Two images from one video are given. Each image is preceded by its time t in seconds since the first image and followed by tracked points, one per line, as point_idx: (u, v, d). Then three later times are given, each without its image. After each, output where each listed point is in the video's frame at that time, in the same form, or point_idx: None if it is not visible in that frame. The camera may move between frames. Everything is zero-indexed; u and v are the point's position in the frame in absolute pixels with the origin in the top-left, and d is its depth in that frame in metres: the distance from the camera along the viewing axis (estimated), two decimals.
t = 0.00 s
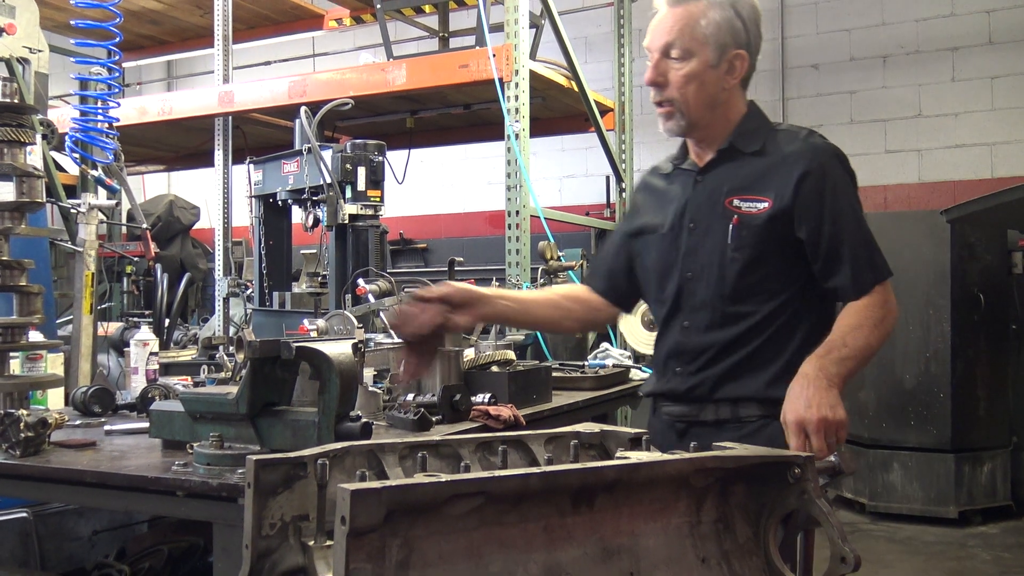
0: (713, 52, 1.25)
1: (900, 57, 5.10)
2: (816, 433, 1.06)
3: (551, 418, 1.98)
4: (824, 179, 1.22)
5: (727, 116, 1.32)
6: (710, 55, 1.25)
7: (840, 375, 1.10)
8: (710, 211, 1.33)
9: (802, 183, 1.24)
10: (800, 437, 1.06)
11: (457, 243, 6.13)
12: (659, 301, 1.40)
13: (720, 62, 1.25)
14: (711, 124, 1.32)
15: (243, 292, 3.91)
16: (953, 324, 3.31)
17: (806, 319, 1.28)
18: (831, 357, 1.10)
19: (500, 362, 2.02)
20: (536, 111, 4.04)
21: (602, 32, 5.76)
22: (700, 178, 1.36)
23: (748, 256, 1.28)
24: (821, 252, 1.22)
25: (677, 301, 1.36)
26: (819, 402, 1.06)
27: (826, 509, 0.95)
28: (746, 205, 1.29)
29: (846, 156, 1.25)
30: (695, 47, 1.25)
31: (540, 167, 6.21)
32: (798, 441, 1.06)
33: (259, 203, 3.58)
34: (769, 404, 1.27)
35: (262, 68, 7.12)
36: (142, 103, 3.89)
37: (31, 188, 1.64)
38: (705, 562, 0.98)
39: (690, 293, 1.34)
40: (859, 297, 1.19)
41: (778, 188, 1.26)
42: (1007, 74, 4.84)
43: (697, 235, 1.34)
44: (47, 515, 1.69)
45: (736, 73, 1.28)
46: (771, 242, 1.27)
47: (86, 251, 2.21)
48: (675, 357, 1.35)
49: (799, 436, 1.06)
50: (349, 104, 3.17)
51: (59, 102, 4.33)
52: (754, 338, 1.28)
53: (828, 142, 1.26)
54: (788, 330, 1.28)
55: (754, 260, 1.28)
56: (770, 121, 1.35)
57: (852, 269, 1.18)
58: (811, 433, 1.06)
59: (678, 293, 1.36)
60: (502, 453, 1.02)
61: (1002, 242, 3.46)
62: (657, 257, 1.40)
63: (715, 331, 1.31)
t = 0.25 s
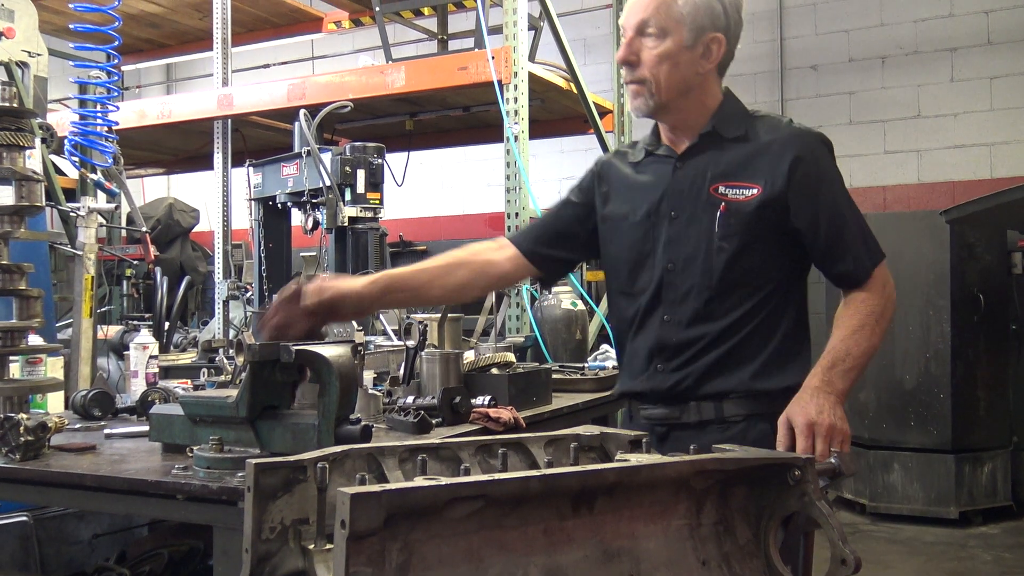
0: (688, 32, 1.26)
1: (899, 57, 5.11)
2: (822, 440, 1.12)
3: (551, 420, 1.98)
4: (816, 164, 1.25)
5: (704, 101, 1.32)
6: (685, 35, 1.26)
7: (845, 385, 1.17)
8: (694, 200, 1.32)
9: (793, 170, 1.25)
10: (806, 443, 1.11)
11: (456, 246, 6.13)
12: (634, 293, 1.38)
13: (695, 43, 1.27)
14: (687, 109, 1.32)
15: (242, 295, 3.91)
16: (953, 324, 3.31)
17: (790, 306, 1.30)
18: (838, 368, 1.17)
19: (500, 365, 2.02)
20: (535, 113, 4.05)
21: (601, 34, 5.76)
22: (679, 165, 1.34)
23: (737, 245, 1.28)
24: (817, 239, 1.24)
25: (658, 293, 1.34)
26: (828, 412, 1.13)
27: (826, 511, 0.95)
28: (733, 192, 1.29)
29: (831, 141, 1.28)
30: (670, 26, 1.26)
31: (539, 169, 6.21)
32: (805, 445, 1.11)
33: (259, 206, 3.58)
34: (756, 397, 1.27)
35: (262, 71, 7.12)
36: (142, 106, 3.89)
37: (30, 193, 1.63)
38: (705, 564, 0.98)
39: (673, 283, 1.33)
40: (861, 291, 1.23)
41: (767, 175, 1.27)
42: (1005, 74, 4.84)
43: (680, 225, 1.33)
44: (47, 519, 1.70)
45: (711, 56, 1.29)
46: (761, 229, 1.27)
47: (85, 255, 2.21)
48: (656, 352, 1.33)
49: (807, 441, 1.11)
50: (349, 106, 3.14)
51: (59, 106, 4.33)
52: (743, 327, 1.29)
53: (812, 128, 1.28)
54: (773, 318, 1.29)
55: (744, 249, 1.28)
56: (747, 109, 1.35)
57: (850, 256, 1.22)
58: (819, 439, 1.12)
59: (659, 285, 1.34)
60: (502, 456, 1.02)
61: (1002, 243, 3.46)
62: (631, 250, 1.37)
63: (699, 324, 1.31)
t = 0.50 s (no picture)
0: (674, 27, 1.26)
1: (898, 58, 5.11)
2: (822, 438, 1.14)
3: (551, 421, 1.98)
4: (814, 167, 1.26)
5: (692, 100, 1.31)
6: (671, 30, 1.26)
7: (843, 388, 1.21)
8: (687, 204, 1.30)
9: (792, 173, 1.25)
10: (805, 441, 1.14)
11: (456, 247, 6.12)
12: (623, 299, 1.35)
13: (681, 38, 1.27)
14: (675, 107, 1.31)
15: (242, 296, 3.90)
16: (953, 325, 3.31)
17: (783, 310, 1.31)
18: (836, 372, 1.21)
19: (500, 366, 2.01)
20: (535, 114, 4.05)
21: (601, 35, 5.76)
22: (671, 167, 1.32)
23: (734, 251, 1.27)
24: (817, 242, 1.26)
25: (651, 301, 1.31)
26: (827, 413, 1.16)
27: (826, 512, 0.95)
28: (728, 196, 1.28)
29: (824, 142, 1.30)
30: (656, 20, 1.26)
31: (539, 170, 6.21)
32: (803, 444, 1.14)
33: (258, 207, 3.58)
34: (758, 406, 1.27)
35: (261, 72, 7.13)
36: (142, 108, 3.89)
37: (30, 195, 1.63)
38: (705, 565, 0.97)
39: (667, 291, 1.30)
40: (861, 291, 1.27)
41: (765, 180, 1.26)
42: (1005, 75, 4.84)
43: (673, 230, 1.30)
44: (47, 521, 1.70)
45: (697, 53, 1.29)
46: (759, 234, 1.27)
47: (85, 256, 2.21)
48: (651, 362, 1.30)
49: (806, 439, 1.14)
50: (347, 108, 3.17)
51: (58, 108, 4.34)
52: (741, 333, 1.28)
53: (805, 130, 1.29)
54: (769, 323, 1.30)
55: (742, 255, 1.27)
56: (737, 109, 1.34)
57: (849, 259, 1.25)
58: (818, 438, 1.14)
59: (652, 292, 1.31)
60: (502, 457, 1.01)
61: (1001, 244, 3.46)
62: (622, 257, 1.34)
63: (696, 332, 1.29)
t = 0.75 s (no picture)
0: (661, 25, 1.25)
1: (898, 59, 5.11)
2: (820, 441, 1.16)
3: (551, 423, 1.98)
4: (801, 163, 1.25)
5: (678, 97, 1.31)
6: (658, 28, 1.24)
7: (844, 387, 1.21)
8: (672, 205, 1.31)
9: (778, 170, 1.25)
10: (802, 446, 1.16)
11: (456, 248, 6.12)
12: (609, 301, 1.35)
13: (668, 36, 1.25)
14: (661, 105, 1.30)
15: (242, 298, 3.90)
16: (952, 325, 3.32)
17: (776, 309, 1.30)
18: (834, 372, 1.21)
19: (500, 367, 2.01)
20: (534, 116, 4.05)
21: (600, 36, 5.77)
22: (656, 167, 1.32)
23: (717, 252, 1.27)
24: (808, 239, 1.25)
25: (638, 302, 1.32)
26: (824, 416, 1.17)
27: (826, 514, 0.95)
28: (713, 196, 1.28)
29: (812, 136, 1.29)
30: (642, 19, 1.24)
31: (538, 172, 6.21)
32: (800, 450, 1.16)
33: (258, 209, 3.57)
34: (752, 409, 1.26)
35: (261, 74, 7.13)
36: (142, 110, 3.90)
37: (30, 198, 1.63)
38: (706, 567, 0.97)
39: (653, 292, 1.31)
40: (863, 282, 1.26)
41: (750, 178, 1.26)
42: (1004, 76, 4.85)
43: (660, 230, 1.31)
44: (47, 523, 1.69)
45: (683, 49, 1.28)
46: (746, 232, 1.27)
47: (85, 259, 2.21)
48: (640, 365, 1.31)
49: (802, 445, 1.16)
50: (348, 111, 3.14)
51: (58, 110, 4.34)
52: (731, 333, 1.28)
53: (792, 125, 1.28)
54: (762, 323, 1.29)
55: (727, 254, 1.27)
56: (724, 105, 1.34)
57: (844, 254, 1.24)
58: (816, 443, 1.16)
59: (637, 294, 1.31)
60: (502, 460, 1.01)
61: (1001, 244, 3.46)
62: (609, 259, 1.35)
63: (684, 333, 1.29)
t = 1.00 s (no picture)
0: (674, 37, 1.23)
1: (897, 62, 5.11)
2: (818, 446, 1.16)
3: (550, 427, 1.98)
4: (805, 170, 1.25)
5: (685, 104, 1.31)
6: (672, 40, 1.23)
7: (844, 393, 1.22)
8: (673, 212, 1.31)
9: (780, 178, 1.25)
10: (800, 452, 1.16)
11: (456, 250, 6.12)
12: (608, 307, 1.35)
13: (680, 45, 1.25)
14: (670, 115, 1.30)
15: (241, 301, 3.90)
16: (952, 328, 3.32)
17: (773, 316, 1.31)
18: (834, 377, 1.22)
19: (499, 370, 2.01)
20: (534, 118, 4.05)
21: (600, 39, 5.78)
22: (656, 174, 1.33)
23: (719, 260, 1.27)
24: (812, 247, 1.25)
25: (636, 310, 1.32)
26: (823, 422, 1.18)
27: (825, 519, 0.95)
28: (715, 202, 1.28)
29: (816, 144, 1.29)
30: (656, 33, 1.22)
31: (538, 174, 6.22)
32: (799, 455, 1.16)
33: (257, 212, 3.57)
34: (746, 416, 1.26)
35: (260, 76, 7.13)
36: (142, 112, 3.90)
37: (28, 201, 1.63)
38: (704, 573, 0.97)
39: (653, 299, 1.30)
40: (865, 289, 1.26)
41: (752, 186, 1.26)
42: (1003, 78, 4.85)
43: (660, 237, 1.31)
44: (46, 527, 1.69)
45: (693, 55, 1.28)
46: (747, 239, 1.27)
47: (84, 261, 2.21)
48: (637, 372, 1.30)
49: (801, 451, 1.16)
50: (347, 113, 3.17)
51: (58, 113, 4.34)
52: (729, 342, 1.28)
53: (795, 133, 1.29)
54: (759, 331, 1.30)
55: (727, 262, 1.28)
56: (727, 111, 1.34)
57: (847, 262, 1.24)
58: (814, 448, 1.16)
59: (637, 300, 1.31)
60: (501, 465, 1.01)
61: (1001, 247, 3.46)
62: (609, 264, 1.35)
63: (683, 341, 1.29)
